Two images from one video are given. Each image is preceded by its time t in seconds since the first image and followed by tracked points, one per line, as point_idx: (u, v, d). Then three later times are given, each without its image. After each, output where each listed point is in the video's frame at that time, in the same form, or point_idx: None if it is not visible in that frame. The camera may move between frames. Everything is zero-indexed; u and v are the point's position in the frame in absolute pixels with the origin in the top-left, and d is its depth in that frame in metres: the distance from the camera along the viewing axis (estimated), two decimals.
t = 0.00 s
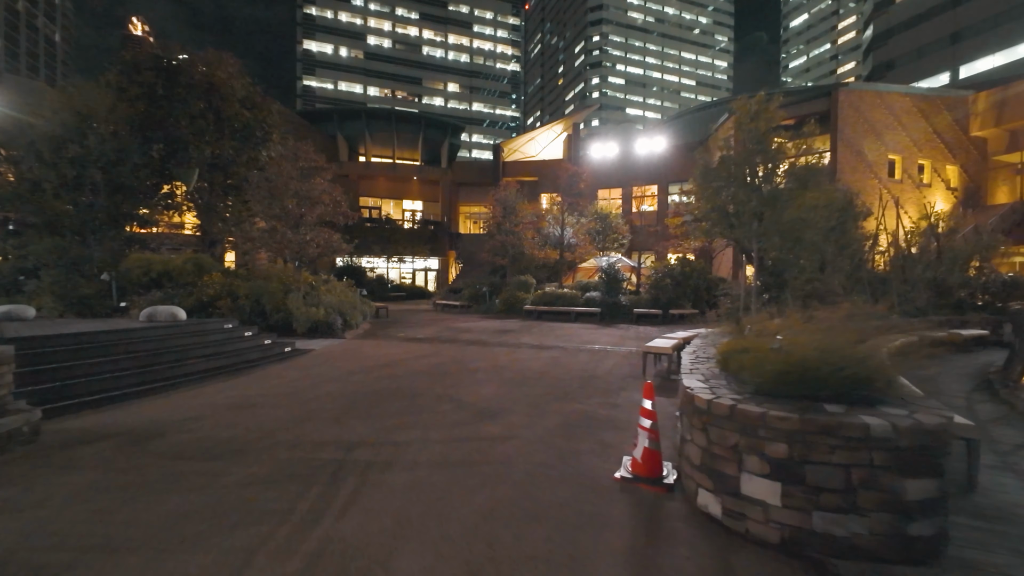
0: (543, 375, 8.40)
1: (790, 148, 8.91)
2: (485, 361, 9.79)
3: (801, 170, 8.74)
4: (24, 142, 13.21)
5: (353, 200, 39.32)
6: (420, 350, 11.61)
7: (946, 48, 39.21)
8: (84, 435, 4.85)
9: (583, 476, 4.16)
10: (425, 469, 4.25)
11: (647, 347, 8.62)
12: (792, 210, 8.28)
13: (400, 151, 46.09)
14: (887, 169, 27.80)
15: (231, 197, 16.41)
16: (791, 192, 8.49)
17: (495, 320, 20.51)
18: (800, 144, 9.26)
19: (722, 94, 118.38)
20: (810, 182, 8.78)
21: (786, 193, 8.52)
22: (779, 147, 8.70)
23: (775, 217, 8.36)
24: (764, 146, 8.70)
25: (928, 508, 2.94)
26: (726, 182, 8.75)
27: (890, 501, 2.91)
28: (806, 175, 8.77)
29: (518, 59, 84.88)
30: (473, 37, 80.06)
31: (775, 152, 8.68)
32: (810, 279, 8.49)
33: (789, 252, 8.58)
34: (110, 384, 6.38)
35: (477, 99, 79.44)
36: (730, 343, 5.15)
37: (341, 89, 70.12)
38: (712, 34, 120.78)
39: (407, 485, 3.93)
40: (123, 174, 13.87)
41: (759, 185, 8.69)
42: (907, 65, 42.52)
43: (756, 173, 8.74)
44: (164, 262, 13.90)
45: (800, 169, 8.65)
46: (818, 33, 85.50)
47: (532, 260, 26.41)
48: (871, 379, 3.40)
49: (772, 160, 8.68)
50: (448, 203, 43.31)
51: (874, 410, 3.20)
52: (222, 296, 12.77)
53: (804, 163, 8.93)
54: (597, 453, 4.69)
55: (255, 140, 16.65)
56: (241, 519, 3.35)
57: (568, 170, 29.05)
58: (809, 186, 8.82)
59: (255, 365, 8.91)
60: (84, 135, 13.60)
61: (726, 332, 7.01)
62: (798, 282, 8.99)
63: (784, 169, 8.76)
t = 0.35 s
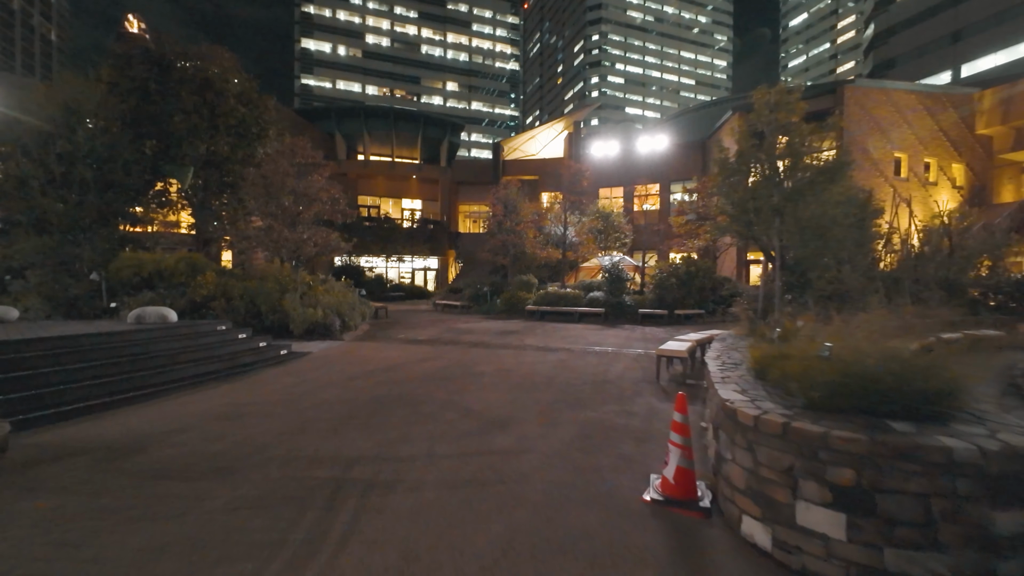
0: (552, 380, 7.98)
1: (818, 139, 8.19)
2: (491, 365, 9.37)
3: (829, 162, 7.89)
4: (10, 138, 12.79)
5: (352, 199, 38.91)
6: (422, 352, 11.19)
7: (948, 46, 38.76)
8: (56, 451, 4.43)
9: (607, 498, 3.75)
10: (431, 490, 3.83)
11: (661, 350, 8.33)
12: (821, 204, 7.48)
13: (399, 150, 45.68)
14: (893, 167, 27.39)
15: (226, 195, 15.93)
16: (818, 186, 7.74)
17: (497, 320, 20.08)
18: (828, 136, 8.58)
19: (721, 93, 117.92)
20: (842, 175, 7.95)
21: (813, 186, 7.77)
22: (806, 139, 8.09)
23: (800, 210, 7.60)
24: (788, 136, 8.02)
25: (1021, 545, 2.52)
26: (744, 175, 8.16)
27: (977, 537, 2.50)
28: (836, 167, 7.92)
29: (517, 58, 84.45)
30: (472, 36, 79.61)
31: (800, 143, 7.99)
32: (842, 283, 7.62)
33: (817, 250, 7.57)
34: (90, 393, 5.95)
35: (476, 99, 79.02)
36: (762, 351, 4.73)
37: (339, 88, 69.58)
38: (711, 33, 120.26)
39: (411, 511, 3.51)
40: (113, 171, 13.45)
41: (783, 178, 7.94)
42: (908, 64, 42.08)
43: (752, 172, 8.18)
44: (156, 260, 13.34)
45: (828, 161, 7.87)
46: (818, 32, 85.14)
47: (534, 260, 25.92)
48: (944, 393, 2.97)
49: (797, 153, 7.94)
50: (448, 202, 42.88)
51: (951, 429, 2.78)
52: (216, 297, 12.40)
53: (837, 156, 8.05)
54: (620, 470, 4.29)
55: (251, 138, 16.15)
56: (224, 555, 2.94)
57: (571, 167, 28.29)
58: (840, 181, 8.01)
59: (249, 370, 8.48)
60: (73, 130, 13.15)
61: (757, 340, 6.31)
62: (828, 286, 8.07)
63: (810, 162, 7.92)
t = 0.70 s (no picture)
0: (555, 385, 7.54)
1: (843, 126, 7.38)
2: (491, 368, 8.90)
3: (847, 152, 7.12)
4: None
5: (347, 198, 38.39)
6: (419, 355, 10.72)
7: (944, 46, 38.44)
8: (9, 472, 3.98)
9: (629, 525, 3.33)
10: (429, 518, 3.38)
11: (671, 354, 7.99)
12: (838, 202, 6.86)
13: (395, 148, 45.14)
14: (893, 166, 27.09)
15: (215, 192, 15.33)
16: (841, 180, 7.05)
17: (495, 321, 19.66)
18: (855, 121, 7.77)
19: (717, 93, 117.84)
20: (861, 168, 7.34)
21: (832, 181, 7.05)
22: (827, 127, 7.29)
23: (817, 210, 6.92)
24: (806, 126, 7.27)
25: None
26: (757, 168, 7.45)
27: None
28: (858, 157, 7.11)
29: (513, 57, 83.96)
30: (467, 35, 79.04)
31: (818, 133, 7.24)
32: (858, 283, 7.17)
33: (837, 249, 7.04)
34: (60, 402, 5.51)
35: (473, 98, 78.52)
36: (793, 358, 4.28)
37: (334, 87, 68.82)
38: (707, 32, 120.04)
39: (406, 544, 3.07)
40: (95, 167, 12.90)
41: (802, 170, 7.17)
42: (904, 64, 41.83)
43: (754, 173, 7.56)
44: (139, 259, 12.91)
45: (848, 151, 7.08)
46: (814, 32, 85.03)
47: (532, 259, 25.51)
48: None
49: (814, 145, 7.20)
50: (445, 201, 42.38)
51: None
52: (203, 297, 11.94)
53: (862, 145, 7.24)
54: (640, 490, 3.86)
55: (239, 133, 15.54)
56: None
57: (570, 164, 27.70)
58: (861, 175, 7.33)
59: (235, 375, 7.98)
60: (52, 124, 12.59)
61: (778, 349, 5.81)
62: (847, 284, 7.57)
63: (832, 152, 7.20)
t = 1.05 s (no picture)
0: (554, 393, 7.12)
1: (859, 117, 6.89)
2: (486, 374, 8.45)
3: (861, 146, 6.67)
4: None
5: (338, 197, 37.74)
6: (410, 359, 10.24)
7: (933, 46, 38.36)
8: None
9: (646, 564, 2.93)
10: (418, 556, 2.98)
11: (675, 359, 7.64)
12: (851, 199, 6.46)
13: (387, 146, 44.50)
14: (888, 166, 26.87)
15: (198, 189, 14.69)
16: (857, 175, 6.58)
17: (489, 321, 19.24)
18: (875, 112, 7.24)
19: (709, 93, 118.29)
20: (877, 162, 6.89)
21: (848, 176, 6.57)
22: (846, 118, 6.76)
23: (830, 208, 6.50)
24: (822, 118, 6.75)
25: None
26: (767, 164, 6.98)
27: None
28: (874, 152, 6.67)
29: (506, 56, 83.42)
30: (459, 33, 78.47)
31: (835, 125, 6.72)
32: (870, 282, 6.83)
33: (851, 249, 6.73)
34: (11, 418, 4.99)
35: (465, 96, 77.99)
36: (824, 368, 3.88)
37: (325, 85, 67.76)
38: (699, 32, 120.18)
39: None
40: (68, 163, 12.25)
41: (817, 165, 6.67)
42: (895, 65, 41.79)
43: (756, 170, 7.14)
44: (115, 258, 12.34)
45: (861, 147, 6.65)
46: (803, 34, 85.34)
47: (526, 258, 25.19)
48: None
49: (828, 138, 6.68)
50: (437, 200, 41.83)
51: None
52: (183, 299, 11.41)
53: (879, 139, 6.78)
54: (656, 518, 3.46)
55: (223, 129, 14.89)
56: None
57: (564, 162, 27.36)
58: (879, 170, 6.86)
59: (213, 382, 7.47)
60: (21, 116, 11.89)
61: (794, 356, 5.43)
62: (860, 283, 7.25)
63: (849, 146, 6.70)
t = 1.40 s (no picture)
0: (552, 399, 6.69)
1: (870, 109, 6.57)
2: (479, 379, 7.97)
3: (876, 136, 6.25)
4: None
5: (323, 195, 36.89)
6: (398, 363, 9.72)
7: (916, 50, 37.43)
8: None
9: None
10: None
11: (678, 362, 7.26)
12: (865, 194, 6.14)
13: (374, 144, 43.71)
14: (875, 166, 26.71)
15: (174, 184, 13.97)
16: (871, 169, 6.22)
17: (478, 322, 18.75)
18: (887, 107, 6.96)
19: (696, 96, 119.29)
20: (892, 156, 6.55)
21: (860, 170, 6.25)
22: (858, 112, 6.47)
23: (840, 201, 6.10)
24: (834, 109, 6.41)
25: None
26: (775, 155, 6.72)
27: None
28: (889, 142, 6.25)
29: (494, 55, 82.93)
30: (448, 32, 77.84)
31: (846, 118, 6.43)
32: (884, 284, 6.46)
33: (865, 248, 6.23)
34: None
35: (453, 96, 77.31)
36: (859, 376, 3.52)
37: (310, 82, 66.35)
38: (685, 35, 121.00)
39: None
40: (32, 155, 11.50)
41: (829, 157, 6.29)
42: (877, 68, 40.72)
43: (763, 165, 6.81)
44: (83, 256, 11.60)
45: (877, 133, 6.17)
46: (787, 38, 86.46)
47: (516, 257, 24.81)
48: None
49: (839, 130, 6.36)
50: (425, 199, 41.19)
51: None
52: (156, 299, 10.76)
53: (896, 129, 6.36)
54: (680, 546, 3.07)
55: (199, 121, 14.16)
56: None
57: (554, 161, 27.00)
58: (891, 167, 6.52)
59: (185, 389, 6.92)
60: None
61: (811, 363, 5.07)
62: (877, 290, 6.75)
63: (862, 137, 6.33)
